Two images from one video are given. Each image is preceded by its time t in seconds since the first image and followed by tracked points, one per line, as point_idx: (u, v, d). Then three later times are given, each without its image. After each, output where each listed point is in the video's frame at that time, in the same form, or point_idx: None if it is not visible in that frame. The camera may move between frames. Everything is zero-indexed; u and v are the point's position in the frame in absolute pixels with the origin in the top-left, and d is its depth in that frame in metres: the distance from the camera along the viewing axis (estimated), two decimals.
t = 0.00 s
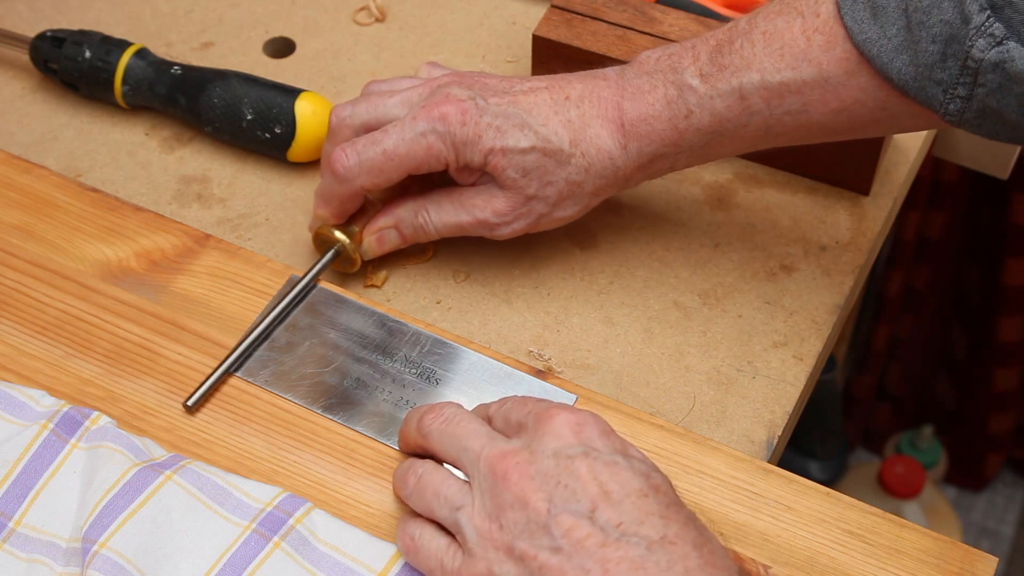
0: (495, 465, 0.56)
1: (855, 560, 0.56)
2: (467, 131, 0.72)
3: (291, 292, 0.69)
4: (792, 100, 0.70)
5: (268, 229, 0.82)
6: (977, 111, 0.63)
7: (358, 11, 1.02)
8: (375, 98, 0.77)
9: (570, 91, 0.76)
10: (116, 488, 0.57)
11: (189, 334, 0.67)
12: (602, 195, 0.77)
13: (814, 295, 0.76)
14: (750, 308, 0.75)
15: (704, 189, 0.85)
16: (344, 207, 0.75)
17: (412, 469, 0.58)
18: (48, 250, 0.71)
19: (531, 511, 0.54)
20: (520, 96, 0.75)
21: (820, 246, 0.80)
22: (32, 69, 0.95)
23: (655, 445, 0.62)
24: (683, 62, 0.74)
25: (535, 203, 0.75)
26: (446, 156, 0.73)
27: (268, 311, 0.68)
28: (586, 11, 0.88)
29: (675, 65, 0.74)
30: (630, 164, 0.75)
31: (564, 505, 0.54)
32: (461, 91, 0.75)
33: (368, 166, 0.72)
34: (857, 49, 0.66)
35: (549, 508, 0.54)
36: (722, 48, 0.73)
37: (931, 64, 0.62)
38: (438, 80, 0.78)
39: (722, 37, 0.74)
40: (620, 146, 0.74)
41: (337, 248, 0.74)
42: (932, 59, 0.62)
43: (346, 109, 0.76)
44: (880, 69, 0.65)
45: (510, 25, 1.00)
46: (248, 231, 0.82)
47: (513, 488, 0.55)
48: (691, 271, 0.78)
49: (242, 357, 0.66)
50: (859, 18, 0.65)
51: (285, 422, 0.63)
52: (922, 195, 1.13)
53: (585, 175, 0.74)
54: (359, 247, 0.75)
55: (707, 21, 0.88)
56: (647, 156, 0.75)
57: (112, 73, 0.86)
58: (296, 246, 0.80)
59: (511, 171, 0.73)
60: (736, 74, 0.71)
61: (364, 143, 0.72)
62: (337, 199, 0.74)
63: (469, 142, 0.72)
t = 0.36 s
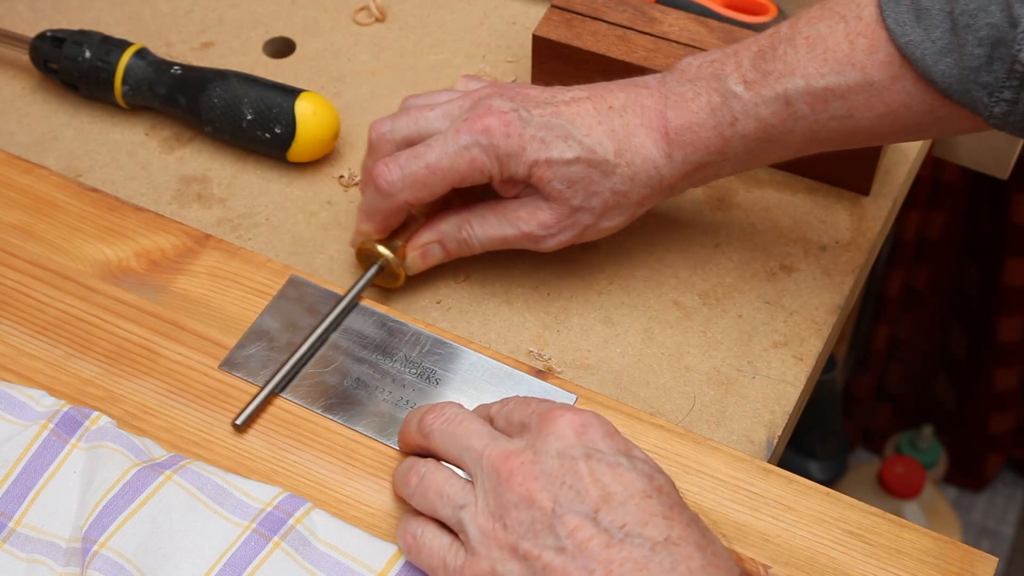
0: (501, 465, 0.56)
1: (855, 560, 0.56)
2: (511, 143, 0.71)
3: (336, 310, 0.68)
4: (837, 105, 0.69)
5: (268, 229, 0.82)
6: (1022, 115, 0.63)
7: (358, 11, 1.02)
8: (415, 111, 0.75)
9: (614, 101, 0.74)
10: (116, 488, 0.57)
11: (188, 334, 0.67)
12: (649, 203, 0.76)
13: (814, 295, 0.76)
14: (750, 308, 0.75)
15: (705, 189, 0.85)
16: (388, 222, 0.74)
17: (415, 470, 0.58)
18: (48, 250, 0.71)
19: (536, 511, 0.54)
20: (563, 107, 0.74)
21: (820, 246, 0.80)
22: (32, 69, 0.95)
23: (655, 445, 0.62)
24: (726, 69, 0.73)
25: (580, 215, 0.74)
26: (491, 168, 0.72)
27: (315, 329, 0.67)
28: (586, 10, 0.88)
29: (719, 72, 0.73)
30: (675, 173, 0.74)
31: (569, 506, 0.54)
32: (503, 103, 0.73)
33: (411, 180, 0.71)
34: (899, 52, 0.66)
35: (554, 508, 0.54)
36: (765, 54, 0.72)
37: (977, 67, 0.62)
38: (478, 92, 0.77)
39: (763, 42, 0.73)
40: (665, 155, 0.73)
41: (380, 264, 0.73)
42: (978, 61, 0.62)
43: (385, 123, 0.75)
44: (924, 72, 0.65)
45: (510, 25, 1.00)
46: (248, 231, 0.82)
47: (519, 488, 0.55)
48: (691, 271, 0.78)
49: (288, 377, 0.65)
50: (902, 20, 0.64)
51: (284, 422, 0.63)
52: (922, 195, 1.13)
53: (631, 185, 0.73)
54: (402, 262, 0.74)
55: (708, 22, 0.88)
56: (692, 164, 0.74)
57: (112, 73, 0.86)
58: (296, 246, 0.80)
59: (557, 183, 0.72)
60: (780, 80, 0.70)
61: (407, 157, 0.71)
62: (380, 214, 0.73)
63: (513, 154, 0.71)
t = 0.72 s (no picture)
0: (472, 452, 0.57)
1: (855, 560, 0.56)
2: (557, 158, 0.71)
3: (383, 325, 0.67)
4: (888, 115, 0.69)
5: (268, 229, 0.82)
6: None
7: (358, 11, 1.02)
8: (460, 128, 0.75)
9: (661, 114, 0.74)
10: (116, 488, 0.57)
11: (189, 334, 0.67)
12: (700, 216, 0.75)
13: (814, 295, 0.76)
14: (750, 308, 0.75)
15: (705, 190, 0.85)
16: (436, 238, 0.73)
17: (386, 450, 0.58)
18: (48, 249, 0.71)
19: (507, 498, 0.55)
20: (610, 121, 0.74)
21: (820, 246, 0.80)
22: (32, 69, 0.95)
23: (655, 445, 0.62)
24: (774, 81, 0.73)
25: (628, 229, 0.73)
26: (538, 183, 0.72)
27: (362, 346, 0.66)
28: (586, 11, 0.88)
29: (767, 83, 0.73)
30: (724, 186, 0.73)
31: (538, 490, 0.55)
32: (549, 118, 0.73)
33: (457, 196, 0.70)
34: (948, 60, 0.65)
35: (523, 494, 0.55)
36: (813, 65, 0.71)
37: None
38: (523, 107, 0.77)
39: (811, 54, 0.72)
40: (713, 168, 0.73)
41: (426, 281, 0.73)
42: None
43: (430, 140, 0.75)
44: (972, 80, 0.64)
45: (510, 25, 1.00)
46: (248, 231, 0.82)
47: (489, 476, 0.56)
48: (691, 271, 0.78)
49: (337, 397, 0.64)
50: (951, 27, 0.64)
51: (285, 422, 0.63)
52: (922, 195, 1.13)
53: (679, 200, 0.73)
54: (448, 278, 0.73)
55: (708, 22, 0.88)
56: (740, 177, 0.73)
57: (112, 73, 0.86)
58: (296, 246, 0.80)
59: (604, 198, 0.72)
60: (830, 91, 0.70)
61: (453, 172, 0.71)
62: (426, 229, 0.73)
63: (560, 169, 0.71)
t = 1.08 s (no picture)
0: (478, 458, 0.57)
1: (855, 560, 0.56)
2: (620, 177, 0.70)
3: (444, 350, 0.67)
4: (952, 128, 0.68)
5: (268, 229, 0.82)
6: None
7: (358, 11, 1.02)
8: (517, 148, 0.74)
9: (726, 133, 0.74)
10: (116, 488, 0.57)
11: (189, 334, 0.67)
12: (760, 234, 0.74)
13: (814, 295, 0.76)
14: (751, 308, 0.75)
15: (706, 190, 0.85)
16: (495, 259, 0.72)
17: (395, 465, 0.58)
18: (48, 250, 0.71)
19: (513, 501, 0.55)
20: (670, 139, 0.73)
21: (820, 246, 0.80)
22: (32, 69, 0.95)
23: (655, 445, 0.62)
24: (835, 97, 0.72)
25: (690, 249, 0.72)
26: (602, 204, 0.70)
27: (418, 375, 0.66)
28: (586, 11, 0.89)
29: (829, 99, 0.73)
30: (786, 204, 0.73)
31: (544, 492, 0.55)
32: (610, 138, 0.72)
33: (519, 217, 0.69)
34: (1012, 71, 0.65)
35: (529, 496, 0.55)
36: (875, 80, 0.71)
37: None
38: (579, 127, 0.76)
39: (872, 69, 0.72)
40: (776, 185, 0.72)
41: (484, 303, 0.71)
42: None
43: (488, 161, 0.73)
44: None
45: (510, 25, 1.00)
46: (248, 231, 0.82)
47: (495, 481, 0.56)
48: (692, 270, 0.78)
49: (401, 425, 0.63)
50: (1015, 37, 0.63)
51: (284, 422, 0.63)
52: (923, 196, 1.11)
53: (742, 218, 0.72)
54: (507, 300, 0.71)
55: (707, 21, 0.88)
56: (802, 194, 0.72)
57: (112, 73, 0.86)
58: (297, 246, 0.80)
59: (667, 217, 0.71)
60: (893, 106, 0.69)
61: (513, 193, 0.69)
62: (485, 249, 0.71)
63: (623, 188, 0.70)
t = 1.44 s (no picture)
0: (513, 452, 0.56)
1: (855, 560, 0.56)
2: (690, 200, 0.67)
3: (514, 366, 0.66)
4: None
5: (268, 229, 0.82)
6: None
7: (358, 11, 1.02)
8: (583, 168, 0.71)
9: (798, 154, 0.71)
10: (116, 488, 0.57)
11: (189, 334, 0.67)
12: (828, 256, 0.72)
13: (814, 294, 0.76)
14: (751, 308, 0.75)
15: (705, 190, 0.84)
16: (561, 280, 0.69)
17: (426, 458, 0.58)
18: (48, 250, 0.71)
19: (552, 501, 0.54)
20: (740, 161, 0.71)
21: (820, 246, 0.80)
22: (32, 69, 0.95)
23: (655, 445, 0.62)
24: (904, 118, 0.71)
25: (759, 273, 0.70)
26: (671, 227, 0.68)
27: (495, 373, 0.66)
28: (586, 11, 0.89)
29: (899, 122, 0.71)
30: (858, 228, 0.70)
31: (585, 493, 0.54)
32: (679, 158, 0.69)
33: (587, 239, 0.66)
34: None
35: (572, 498, 0.54)
36: (945, 100, 0.70)
37: None
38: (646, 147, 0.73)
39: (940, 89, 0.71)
40: (848, 209, 0.69)
41: (549, 325, 0.69)
42: None
43: (553, 180, 0.70)
44: None
45: (510, 25, 1.00)
46: (248, 231, 0.82)
47: (532, 477, 0.55)
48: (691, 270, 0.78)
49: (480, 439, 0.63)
50: None
51: (285, 422, 0.63)
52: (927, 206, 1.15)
53: (813, 242, 0.69)
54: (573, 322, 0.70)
55: (707, 21, 0.88)
56: (874, 218, 0.70)
57: (112, 73, 0.86)
58: (297, 246, 0.80)
59: (738, 241, 0.68)
60: (965, 126, 0.69)
61: (581, 214, 0.66)
62: (552, 272, 0.69)
63: (693, 212, 0.67)
